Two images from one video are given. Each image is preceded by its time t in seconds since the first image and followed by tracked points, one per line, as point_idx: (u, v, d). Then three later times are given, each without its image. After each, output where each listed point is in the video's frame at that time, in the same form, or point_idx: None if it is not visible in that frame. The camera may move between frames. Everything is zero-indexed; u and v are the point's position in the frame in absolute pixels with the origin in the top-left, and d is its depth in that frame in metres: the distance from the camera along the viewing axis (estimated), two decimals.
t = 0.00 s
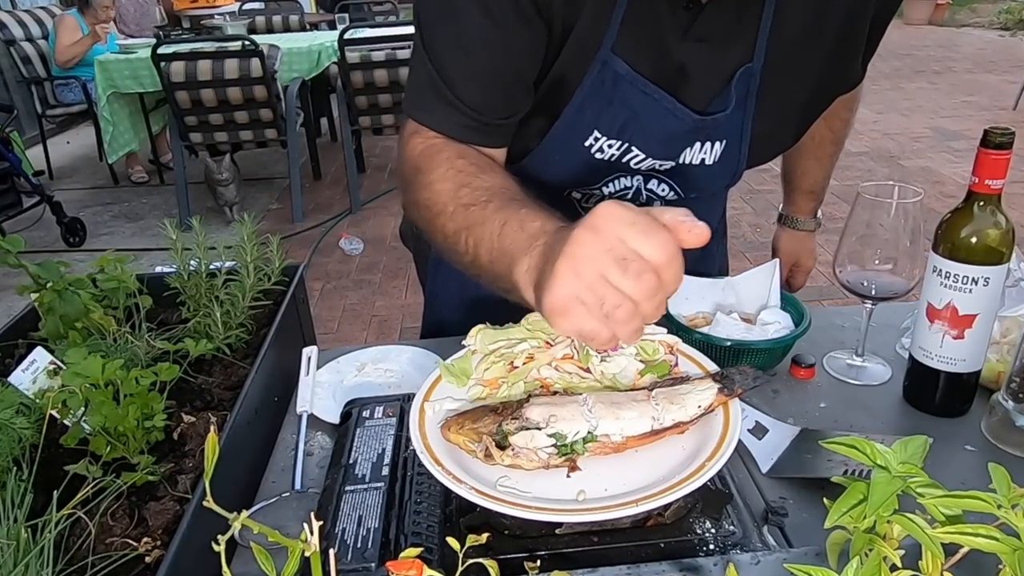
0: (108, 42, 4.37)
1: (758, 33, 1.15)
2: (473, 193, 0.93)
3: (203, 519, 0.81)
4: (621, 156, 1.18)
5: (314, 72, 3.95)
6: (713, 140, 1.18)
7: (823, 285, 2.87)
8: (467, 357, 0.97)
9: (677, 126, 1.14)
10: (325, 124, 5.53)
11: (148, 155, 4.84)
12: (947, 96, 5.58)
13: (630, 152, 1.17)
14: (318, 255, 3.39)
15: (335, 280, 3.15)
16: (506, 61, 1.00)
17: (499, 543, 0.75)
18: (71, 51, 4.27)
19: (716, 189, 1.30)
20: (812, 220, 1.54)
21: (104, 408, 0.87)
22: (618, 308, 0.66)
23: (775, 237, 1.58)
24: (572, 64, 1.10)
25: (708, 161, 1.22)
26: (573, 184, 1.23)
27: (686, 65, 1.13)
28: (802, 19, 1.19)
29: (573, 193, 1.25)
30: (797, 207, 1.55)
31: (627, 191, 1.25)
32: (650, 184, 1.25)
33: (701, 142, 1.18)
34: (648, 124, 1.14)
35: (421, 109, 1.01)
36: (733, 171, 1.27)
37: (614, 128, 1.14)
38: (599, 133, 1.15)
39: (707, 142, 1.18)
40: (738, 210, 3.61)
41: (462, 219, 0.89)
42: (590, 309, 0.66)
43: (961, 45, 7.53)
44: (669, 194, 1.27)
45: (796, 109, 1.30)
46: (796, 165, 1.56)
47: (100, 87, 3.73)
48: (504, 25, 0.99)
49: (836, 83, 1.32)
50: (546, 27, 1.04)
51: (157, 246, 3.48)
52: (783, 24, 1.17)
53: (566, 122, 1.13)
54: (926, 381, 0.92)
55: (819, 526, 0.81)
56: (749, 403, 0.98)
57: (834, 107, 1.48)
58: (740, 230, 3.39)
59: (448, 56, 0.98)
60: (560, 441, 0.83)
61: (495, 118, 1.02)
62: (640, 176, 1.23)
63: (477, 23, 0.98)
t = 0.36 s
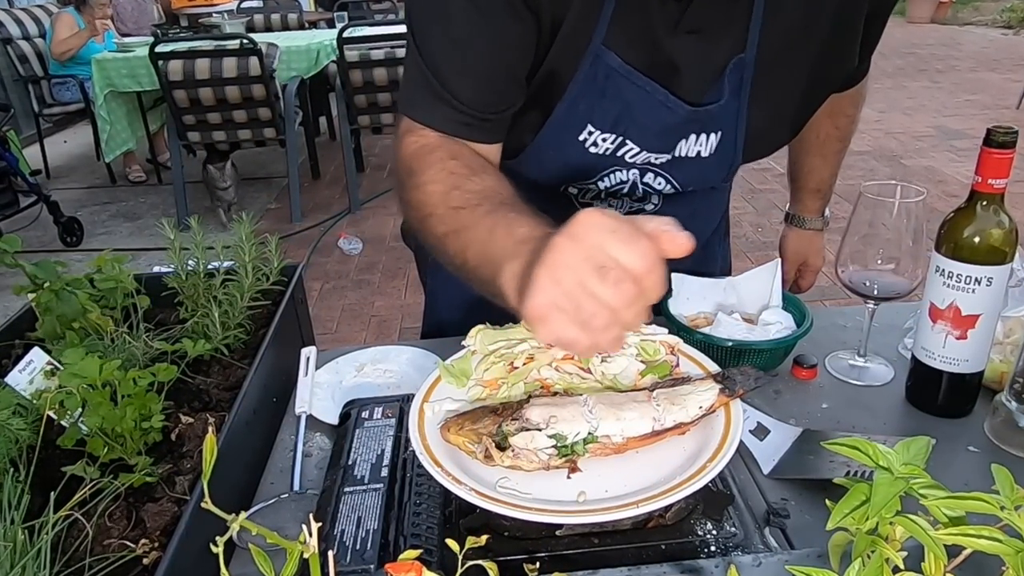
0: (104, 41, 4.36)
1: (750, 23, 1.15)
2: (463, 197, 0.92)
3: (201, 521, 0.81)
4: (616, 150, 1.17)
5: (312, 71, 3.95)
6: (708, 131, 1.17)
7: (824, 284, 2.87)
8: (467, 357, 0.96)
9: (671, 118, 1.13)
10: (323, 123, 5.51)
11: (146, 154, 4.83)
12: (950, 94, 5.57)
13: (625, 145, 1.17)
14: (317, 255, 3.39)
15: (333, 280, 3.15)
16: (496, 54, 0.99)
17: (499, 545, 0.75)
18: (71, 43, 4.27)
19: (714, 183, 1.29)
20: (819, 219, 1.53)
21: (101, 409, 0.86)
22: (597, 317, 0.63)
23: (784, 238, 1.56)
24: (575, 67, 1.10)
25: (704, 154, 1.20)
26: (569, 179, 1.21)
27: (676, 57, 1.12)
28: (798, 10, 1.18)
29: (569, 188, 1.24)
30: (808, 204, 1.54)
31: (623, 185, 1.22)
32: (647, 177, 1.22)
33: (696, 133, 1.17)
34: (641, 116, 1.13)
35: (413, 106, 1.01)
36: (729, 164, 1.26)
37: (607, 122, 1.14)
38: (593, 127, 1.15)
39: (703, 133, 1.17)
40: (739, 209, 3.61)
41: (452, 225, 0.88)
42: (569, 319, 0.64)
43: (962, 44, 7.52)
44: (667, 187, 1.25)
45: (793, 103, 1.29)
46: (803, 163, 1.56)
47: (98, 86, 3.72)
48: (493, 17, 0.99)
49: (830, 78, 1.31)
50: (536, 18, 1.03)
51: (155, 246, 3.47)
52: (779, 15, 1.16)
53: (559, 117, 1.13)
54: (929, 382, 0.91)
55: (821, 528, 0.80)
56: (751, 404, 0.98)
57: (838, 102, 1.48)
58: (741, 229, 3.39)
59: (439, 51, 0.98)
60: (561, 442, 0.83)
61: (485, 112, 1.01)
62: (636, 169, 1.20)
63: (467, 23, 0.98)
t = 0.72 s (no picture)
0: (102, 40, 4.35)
1: None
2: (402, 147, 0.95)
3: (199, 522, 0.80)
4: (620, 126, 1.13)
5: (311, 69, 3.94)
6: (706, 87, 1.15)
7: (827, 285, 2.86)
8: (466, 358, 0.95)
9: (671, 81, 1.10)
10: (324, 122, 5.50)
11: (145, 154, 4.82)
12: (952, 93, 5.56)
13: (627, 119, 1.13)
14: (316, 255, 3.38)
15: (332, 280, 3.14)
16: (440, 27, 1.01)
17: (499, 546, 0.74)
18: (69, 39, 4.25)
19: (717, 153, 1.25)
20: (821, 161, 1.50)
21: (99, 409, 0.86)
22: (502, 250, 0.77)
23: (784, 190, 1.50)
24: (531, 68, 1.10)
25: (705, 112, 1.17)
26: (575, 162, 1.16)
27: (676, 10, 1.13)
28: None
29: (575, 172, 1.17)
30: (803, 153, 1.51)
31: (629, 159, 1.17)
32: (651, 146, 1.17)
33: (695, 90, 1.14)
34: (643, 86, 1.10)
35: (352, 74, 1.02)
36: (731, 126, 1.22)
37: (608, 99, 1.11)
38: (593, 105, 1.11)
39: (702, 89, 1.14)
40: (741, 209, 3.60)
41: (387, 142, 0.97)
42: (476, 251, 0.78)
43: (964, 43, 7.51)
44: (674, 155, 1.20)
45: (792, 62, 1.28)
46: (803, 103, 1.53)
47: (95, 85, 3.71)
48: None
49: (829, 36, 1.32)
50: None
51: (153, 246, 3.47)
52: None
53: (556, 103, 1.10)
54: (931, 382, 0.91)
55: (823, 529, 0.80)
56: (753, 404, 0.97)
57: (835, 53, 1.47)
58: (743, 229, 3.38)
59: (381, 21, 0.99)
60: (561, 443, 0.82)
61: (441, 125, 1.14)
62: (639, 140, 1.16)
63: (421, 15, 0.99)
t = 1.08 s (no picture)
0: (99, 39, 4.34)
1: None
2: (401, 156, 1.09)
3: (198, 523, 0.80)
4: (621, 100, 1.10)
5: (310, 67, 3.93)
6: (703, 51, 1.10)
7: (829, 285, 2.86)
8: (465, 359, 0.94)
9: (670, 45, 1.06)
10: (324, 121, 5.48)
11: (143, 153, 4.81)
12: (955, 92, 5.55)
13: (629, 92, 1.09)
14: (315, 255, 3.37)
15: (331, 280, 3.13)
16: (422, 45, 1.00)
17: (499, 548, 0.74)
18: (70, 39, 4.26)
19: (722, 125, 1.19)
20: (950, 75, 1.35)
21: (96, 410, 0.85)
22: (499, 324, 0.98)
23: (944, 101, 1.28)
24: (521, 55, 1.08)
25: (704, 76, 1.13)
26: (577, 143, 1.13)
27: None
28: None
29: (581, 152, 1.15)
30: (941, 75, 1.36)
31: (634, 132, 1.13)
32: (653, 117, 1.13)
33: (693, 54, 1.10)
34: (642, 58, 1.07)
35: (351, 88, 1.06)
36: (730, 91, 1.16)
37: (606, 74, 1.08)
38: (592, 82, 1.09)
39: (698, 53, 1.10)
40: (742, 209, 3.59)
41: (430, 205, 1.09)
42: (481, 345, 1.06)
43: (965, 42, 7.50)
44: (678, 124, 1.15)
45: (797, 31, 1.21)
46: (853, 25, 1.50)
47: (92, 83, 3.70)
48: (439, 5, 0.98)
49: None
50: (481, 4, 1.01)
51: (150, 245, 3.46)
52: None
53: (553, 82, 1.08)
54: (933, 381, 0.90)
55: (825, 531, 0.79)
56: (755, 405, 0.97)
57: None
58: (745, 229, 3.38)
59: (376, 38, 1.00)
60: (561, 444, 0.82)
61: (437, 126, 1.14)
62: (641, 112, 1.12)
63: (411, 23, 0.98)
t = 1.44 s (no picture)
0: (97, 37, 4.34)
1: None
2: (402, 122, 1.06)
3: (196, 525, 0.79)
4: (634, 90, 1.08)
5: (310, 65, 3.92)
6: (718, 46, 1.08)
7: (831, 285, 2.85)
8: (465, 359, 0.94)
9: (687, 37, 1.04)
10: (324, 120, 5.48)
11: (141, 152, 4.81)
12: (957, 91, 5.54)
13: (642, 82, 1.08)
14: (315, 254, 3.37)
15: (330, 280, 3.13)
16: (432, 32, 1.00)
17: (500, 549, 0.73)
18: (62, 43, 4.28)
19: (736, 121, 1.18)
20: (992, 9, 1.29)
21: (94, 411, 0.85)
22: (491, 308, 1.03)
23: None
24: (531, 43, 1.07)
25: (719, 71, 1.10)
26: (588, 136, 1.12)
27: None
28: None
29: (591, 146, 1.13)
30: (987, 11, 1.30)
31: (645, 126, 1.12)
32: (666, 111, 1.11)
33: (709, 48, 1.07)
34: (656, 46, 1.04)
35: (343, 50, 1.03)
36: (745, 87, 1.14)
37: (620, 62, 1.06)
38: (606, 70, 1.07)
39: (715, 47, 1.08)
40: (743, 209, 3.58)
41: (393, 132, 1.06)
42: (479, 303, 1.03)
43: (967, 41, 7.49)
44: (690, 119, 1.14)
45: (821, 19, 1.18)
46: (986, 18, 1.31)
47: (89, 82, 3.69)
48: None
49: None
50: None
51: (148, 245, 3.46)
52: None
53: (567, 67, 1.06)
54: (936, 382, 0.89)
55: (827, 533, 0.79)
56: (756, 406, 0.96)
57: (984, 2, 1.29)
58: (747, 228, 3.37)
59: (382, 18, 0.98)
60: (561, 445, 0.81)
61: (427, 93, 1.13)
62: (654, 105, 1.10)
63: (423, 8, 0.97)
